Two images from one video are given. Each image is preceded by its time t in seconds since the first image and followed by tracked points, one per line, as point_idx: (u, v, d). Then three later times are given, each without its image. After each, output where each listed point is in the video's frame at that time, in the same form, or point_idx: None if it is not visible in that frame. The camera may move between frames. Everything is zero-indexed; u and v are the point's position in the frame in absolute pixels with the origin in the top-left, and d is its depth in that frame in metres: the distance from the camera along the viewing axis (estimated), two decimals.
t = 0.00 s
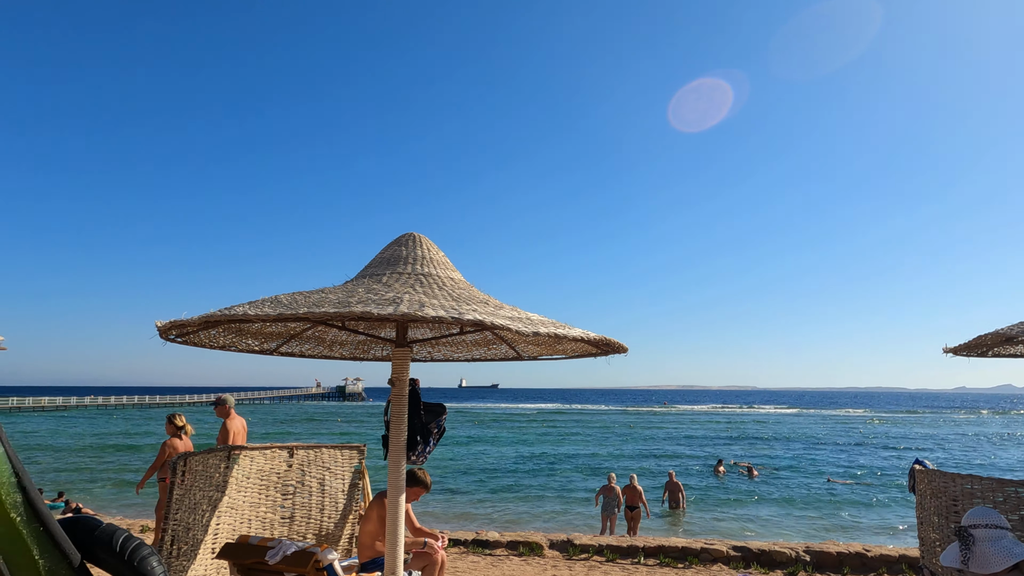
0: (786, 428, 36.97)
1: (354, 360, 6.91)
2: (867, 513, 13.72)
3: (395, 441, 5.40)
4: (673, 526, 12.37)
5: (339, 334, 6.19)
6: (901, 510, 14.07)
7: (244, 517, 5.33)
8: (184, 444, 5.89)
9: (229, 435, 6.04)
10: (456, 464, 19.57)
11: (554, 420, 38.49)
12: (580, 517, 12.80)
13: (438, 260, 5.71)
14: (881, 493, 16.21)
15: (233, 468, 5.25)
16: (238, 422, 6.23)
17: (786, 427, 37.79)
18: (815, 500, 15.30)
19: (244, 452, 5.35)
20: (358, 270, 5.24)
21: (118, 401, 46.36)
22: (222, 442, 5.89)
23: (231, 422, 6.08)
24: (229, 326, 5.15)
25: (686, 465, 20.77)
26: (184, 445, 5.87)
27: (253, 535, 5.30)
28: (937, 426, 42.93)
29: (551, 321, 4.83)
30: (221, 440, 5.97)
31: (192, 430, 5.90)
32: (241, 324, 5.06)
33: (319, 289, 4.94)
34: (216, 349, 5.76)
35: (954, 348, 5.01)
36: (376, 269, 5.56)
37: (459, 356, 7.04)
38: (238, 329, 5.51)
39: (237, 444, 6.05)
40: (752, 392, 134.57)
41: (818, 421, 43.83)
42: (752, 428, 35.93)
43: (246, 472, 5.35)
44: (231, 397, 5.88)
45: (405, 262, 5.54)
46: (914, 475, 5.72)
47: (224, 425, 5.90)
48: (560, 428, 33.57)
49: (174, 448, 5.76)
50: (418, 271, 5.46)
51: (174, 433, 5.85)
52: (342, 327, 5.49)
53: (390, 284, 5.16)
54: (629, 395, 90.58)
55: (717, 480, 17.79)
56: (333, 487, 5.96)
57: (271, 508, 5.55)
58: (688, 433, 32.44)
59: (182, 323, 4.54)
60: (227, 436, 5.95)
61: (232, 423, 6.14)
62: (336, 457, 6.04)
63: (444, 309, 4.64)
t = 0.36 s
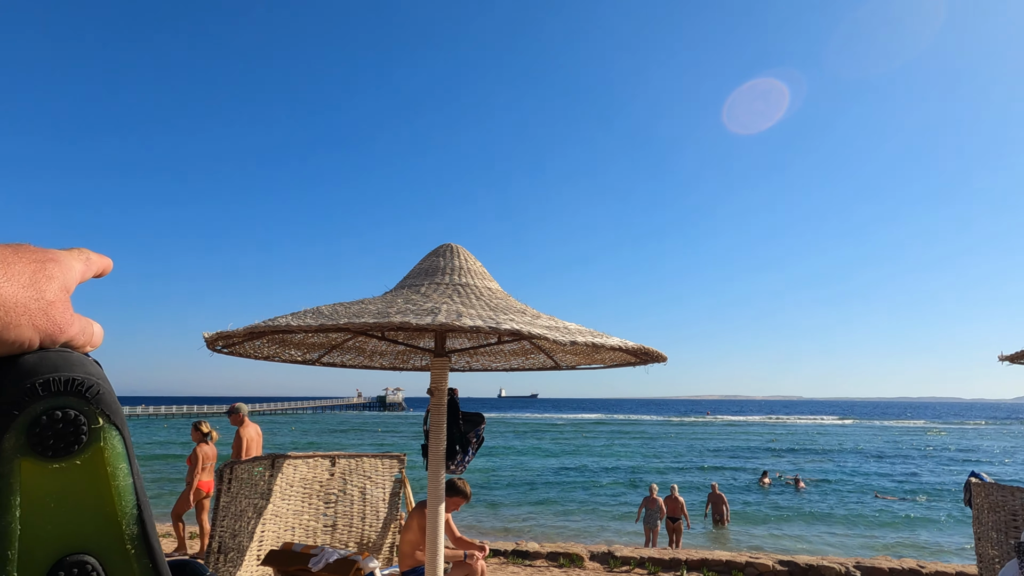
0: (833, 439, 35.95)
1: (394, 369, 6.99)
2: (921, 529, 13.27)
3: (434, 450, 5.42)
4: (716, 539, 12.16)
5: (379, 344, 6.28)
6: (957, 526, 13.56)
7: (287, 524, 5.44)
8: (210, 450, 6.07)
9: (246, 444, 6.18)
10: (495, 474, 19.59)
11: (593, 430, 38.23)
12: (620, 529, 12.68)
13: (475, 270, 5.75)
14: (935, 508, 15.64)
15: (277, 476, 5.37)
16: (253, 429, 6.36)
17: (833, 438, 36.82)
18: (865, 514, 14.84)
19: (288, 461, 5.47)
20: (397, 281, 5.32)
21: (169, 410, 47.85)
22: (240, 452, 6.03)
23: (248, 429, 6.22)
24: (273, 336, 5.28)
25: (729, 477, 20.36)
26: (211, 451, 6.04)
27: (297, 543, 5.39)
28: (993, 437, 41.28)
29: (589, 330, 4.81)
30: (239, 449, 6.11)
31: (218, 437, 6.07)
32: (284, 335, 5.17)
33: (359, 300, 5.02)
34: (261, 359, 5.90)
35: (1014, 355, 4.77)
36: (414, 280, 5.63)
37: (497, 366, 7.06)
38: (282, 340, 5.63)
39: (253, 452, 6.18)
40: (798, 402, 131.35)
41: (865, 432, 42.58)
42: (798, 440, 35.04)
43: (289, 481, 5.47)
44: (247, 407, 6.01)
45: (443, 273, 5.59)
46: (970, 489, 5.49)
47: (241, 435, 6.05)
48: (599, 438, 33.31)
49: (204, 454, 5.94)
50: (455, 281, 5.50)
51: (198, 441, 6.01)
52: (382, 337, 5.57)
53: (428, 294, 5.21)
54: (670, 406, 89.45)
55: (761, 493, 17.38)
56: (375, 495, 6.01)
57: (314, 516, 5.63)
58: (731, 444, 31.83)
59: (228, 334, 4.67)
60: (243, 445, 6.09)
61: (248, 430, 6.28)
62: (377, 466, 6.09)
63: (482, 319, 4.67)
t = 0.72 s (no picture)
0: (879, 449, 34.91)
1: (429, 378, 7.03)
2: (972, 544, 12.82)
3: (468, 460, 5.44)
4: (757, 552, 11.93)
5: (413, 353, 6.32)
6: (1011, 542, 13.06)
7: (324, 532, 5.52)
8: (224, 458, 6.18)
9: (261, 451, 6.27)
10: (530, 482, 19.52)
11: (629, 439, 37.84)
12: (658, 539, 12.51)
13: (507, 279, 5.76)
14: (987, 522, 15.10)
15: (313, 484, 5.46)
16: (269, 437, 6.43)
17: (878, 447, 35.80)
18: (913, 527, 14.38)
19: (324, 469, 5.56)
20: (430, 290, 5.36)
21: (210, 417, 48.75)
22: (253, 460, 6.15)
23: (264, 437, 6.30)
24: (309, 346, 5.36)
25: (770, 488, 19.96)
26: (223, 459, 6.14)
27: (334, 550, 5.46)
28: None
29: (622, 339, 4.77)
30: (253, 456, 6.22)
31: (231, 446, 6.17)
32: (320, 344, 5.25)
33: (393, 310, 5.07)
34: (297, 368, 6.00)
35: None
36: (447, 289, 5.67)
37: (531, 374, 7.05)
38: (318, 349, 5.71)
39: (266, 460, 6.27)
40: (841, 410, 127.97)
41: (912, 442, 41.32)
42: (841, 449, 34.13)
43: (325, 488, 5.55)
44: (264, 417, 6.03)
45: (475, 282, 5.62)
46: None
47: (255, 443, 6.14)
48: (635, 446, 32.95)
49: (217, 462, 6.05)
50: (488, 290, 5.52)
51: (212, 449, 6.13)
52: (416, 346, 5.61)
53: (461, 303, 5.24)
54: (708, 413, 87.92)
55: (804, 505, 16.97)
56: (410, 504, 6.03)
57: (350, 523, 5.70)
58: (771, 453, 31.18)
59: (266, 344, 4.77)
60: (257, 452, 6.18)
61: (263, 437, 6.35)
62: (412, 474, 6.13)
63: (514, 328, 4.67)
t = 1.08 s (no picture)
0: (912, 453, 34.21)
1: (455, 382, 7.07)
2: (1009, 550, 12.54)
3: (495, 463, 5.48)
4: (787, 558, 11.77)
5: (439, 357, 6.35)
6: None
7: (353, 535, 5.58)
8: (232, 460, 6.29)
9: (273, 452, 6.34)
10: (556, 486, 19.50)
11: (655, 443, 37.53)
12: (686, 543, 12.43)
13: (534, 283, 5.76)
14: None
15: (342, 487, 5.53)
16: (281, 438, 6.50)
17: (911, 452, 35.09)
18: (948, 534, 14.08)
19: (352, 472, 5.62)
20: (456, 295, 5.39)
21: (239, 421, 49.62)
22: (264, 461, 6.23)
23: (275, 438, 6.36)
24: (337, 351, 5.41)
25: (800, 493, 19.69)
26: (231, 460, 6.25)
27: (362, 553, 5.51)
28: None
29: (650, 343, 4.74)
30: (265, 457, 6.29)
31: (239, 447, 6.28)
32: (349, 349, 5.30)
33: (420, 315, 5.10)
34: (326, 373, 6.07)
35: None
36: (474, 294, 5.69)
37: (557, 378, 7.04)
38: (346, 354, 5.78)
39: (277, 461, 6.37)
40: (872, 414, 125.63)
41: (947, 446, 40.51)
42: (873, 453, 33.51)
43: (354, 492, 5.62)
44: (280, 417, 5.95)
45: (502, 286, 5.64)
46: None
47: (267, 444, 6.21)
48: (662, 450, 32.68)
49: (224, 464, 6.17)
50: (514, 294, 5.54)
51: (221, 450, 6.23)
52: (443, 351, 5.63)
53: (487, 308, 5.26)
54: (735, 417, 86.99)
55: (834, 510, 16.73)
56: (437, 508, 6.05)
57: (379, 527, 5.75)
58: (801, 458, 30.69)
59: (296, 349, 4.84)
60: (270, 452, 6.28)
61: (275, 438, 6.43)
62: (439, 478, 6.15)
63: (541, 333, 4.67)
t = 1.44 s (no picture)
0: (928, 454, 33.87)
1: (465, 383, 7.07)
2: None
3: (505, 463, 5.50)
4: (800, 560, 11.72)
5: (449, 358, 6.37)
6: None
7: (364, 535, 5.60)
8: (222, 460, 6.30)
9: (262, 452, 6.33)
10: (565, 487, 19.47)
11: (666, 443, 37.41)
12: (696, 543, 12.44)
13: (543, 284, 5.75)
14: None
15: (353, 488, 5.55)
16: (270, 439, 6.49)
17: (925, 452, 34.77)
18: (964, 538, 13.92)
19: (363, 473, 5.64)
20: (466, 296, 5.38)
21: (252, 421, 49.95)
22: (253, 461, 6.22)
23: (266, 439, 6.35)
24: (348, 352, 5.43)
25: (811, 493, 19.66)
26: (222, 460, 6.29)
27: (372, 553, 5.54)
28: None
29: (660, 344, 4.72)
30: (254, 457, 6.27)
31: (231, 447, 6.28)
32: (359, 350, 5.31)
33: (430, 316, 5.11)
34: (337, 373, 6.09)
35: None
36: (483, 295, 5.69)
37: (568, 379, 7.03)
38: (357, 355, 5.80)
39: (267, 462, 6.36)
40: (887, 414, 124.45)
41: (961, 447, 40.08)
42: (887, 454, 33.22)
43: (364, 492, 5.63)
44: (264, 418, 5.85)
45: (511, 287, 5.64)
46: None
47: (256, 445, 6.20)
48: (673, 451, 32.57)
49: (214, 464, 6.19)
50: (524, 295, 5.53)
51: (210, 451, 6.22)
52: (453, 352, 5.64)
53: (497, 309, 5.26)
54: (748, 417, 86.50)
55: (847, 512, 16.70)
56: (447, 508, 6.04)
57: (389, 528, 5.76)
58: (814, 458, 30.49)
59: (306, 351, 4.86)
60: (260, 454, 6.27)
61: (265, 439, 6.42)
62: (449, 478, 6.14)
63: (550, 334, 4.65)
